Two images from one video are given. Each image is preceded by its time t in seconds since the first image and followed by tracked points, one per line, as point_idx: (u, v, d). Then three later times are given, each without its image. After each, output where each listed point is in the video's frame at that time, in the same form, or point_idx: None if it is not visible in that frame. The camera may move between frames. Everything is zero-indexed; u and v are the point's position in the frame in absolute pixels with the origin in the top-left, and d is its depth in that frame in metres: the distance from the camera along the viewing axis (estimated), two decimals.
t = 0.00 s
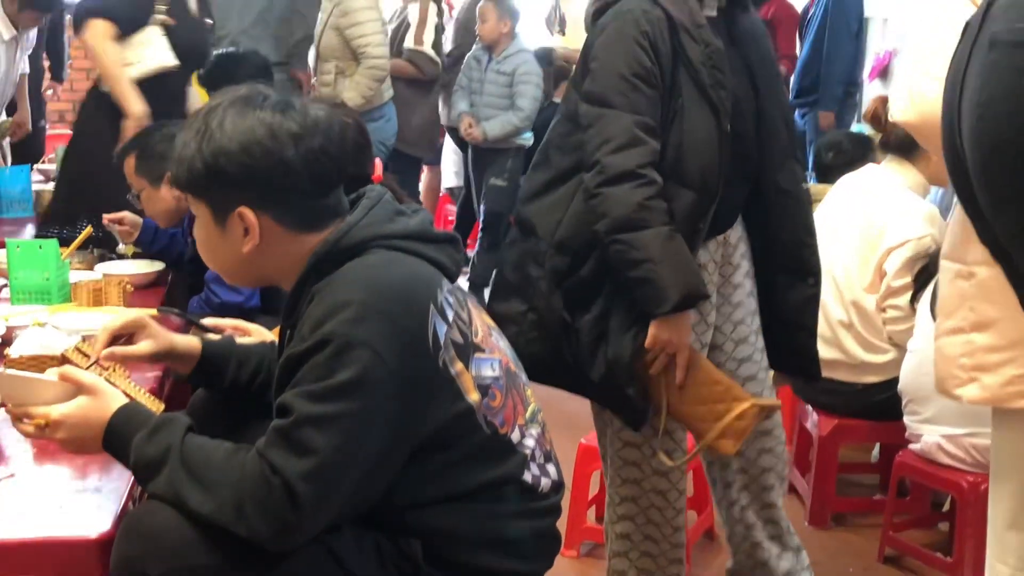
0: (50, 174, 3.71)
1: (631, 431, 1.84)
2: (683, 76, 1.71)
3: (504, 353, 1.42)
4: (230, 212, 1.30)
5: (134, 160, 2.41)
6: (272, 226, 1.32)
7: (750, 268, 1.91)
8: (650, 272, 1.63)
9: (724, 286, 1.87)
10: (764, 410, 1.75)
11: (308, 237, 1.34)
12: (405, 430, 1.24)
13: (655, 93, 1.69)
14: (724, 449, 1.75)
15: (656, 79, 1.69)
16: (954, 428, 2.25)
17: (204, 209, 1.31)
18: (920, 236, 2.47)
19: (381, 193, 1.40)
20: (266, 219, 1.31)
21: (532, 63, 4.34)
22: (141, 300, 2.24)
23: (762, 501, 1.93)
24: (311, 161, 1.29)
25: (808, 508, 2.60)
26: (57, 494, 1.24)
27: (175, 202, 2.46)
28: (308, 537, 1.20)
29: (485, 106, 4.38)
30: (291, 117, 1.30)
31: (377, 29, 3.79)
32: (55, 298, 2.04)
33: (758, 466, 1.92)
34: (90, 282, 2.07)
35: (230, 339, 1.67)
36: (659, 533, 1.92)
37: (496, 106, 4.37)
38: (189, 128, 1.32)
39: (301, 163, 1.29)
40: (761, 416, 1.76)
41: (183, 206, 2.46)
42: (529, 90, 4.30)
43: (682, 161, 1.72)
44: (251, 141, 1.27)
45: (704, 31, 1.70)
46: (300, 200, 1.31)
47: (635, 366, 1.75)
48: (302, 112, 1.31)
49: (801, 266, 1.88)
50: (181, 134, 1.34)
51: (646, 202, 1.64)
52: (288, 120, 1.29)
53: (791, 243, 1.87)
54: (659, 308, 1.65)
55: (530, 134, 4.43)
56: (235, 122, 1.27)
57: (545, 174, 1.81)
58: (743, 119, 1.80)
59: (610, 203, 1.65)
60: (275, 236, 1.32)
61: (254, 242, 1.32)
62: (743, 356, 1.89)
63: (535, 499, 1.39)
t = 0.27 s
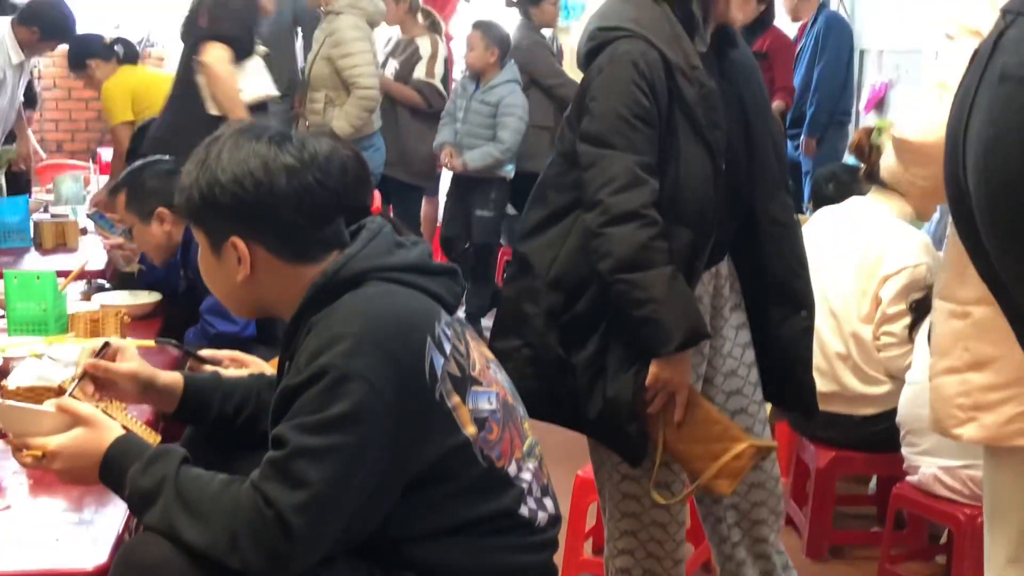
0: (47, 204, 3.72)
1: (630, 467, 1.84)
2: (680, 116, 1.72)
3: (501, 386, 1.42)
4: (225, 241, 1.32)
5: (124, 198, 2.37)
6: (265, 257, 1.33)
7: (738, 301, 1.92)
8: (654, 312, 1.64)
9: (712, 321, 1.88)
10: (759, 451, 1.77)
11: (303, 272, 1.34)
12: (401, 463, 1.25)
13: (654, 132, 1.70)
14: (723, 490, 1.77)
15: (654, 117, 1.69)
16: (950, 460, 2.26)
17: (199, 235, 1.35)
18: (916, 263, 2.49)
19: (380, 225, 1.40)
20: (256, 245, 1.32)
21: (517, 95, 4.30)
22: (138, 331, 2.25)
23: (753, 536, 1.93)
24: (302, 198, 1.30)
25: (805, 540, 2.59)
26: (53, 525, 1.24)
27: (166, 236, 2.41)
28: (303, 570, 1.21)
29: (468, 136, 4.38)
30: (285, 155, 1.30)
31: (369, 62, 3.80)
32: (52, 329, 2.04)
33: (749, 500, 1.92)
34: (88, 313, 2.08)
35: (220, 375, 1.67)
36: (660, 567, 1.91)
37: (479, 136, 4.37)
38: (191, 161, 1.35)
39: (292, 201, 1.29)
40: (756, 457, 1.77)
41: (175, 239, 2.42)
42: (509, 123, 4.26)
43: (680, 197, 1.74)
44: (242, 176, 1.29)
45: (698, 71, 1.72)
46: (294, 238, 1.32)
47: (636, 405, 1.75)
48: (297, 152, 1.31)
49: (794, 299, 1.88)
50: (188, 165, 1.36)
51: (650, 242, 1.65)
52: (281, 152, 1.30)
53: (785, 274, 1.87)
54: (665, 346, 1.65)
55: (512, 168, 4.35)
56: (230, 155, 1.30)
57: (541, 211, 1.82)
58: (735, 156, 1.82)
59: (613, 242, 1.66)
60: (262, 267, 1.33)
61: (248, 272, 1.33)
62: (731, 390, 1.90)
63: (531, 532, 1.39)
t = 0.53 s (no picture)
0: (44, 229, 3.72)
1: (623, 494, 1.84)
2: (674, 145, 1.73)
3: (495, 415, 1.42)
4: (229, 254, 1.33)
5: (111, 231, 2.43)
6: (268, 275, 1.33)
7: (734, 330, 1.92)
8: (649, 341, 1.65)
9: (708, 349, 1.88)
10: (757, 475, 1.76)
11: (304, 293, 1.34)
12: (392, 492, 1.24)
13: (646, 161, 1.70)
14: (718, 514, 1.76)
15: (647, 147, 1.70)
16: (946, 487, 2.26)
17: (206, 248, 1.35)
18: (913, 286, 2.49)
19: (378, 252, 1.40)
20: (259, 260, 1.32)
21: (503, 122, 4.29)
22: (131, 358, 2.25)
23: (748, 566, 1.93)
24: (309, 219, 1.30)
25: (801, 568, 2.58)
26: (46, 552, 1.24)
27: (151, 269, 2.48)
28: None
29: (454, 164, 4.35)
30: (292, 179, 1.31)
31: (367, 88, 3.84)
32: (46, 357, 2.04)
33: (744, 530, 1.92)
34: (82, 341, 2.08)
35: (208, 403, 1.66)
36: None
37: (464, 164, 4.34)
38: (203, 176, 1.36)
39: (300, 222, 1.30)
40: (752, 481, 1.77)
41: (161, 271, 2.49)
42: (496, 150, 4.26)
43: (675, 225, 1.74)
44: (255, 192, 1.30)
45: (693, 101, 1.73)
46: (297, 259, 1.32)
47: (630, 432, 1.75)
48: (305, 176, 1.32)
49: (788, 331, 1.87)
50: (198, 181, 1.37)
51: (644, 270, 1.65)
52: (295, 176, 1.31)
53: (781, 304, 1.86)
54: (658, 375, 1.66)
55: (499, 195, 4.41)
56: (243, 172, 1.31)
57: (535, 238, 1.83)
58: (731, 185, 1.83)
59: (607, 269, 1.67)
60: (265, 285, 1.33)
61: (250, 289, 1.34)
62: (728, 418, 1.90)
63: (524, 562, 1.38)
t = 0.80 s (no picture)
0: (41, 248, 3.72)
1: (618, 514, 1.84)
2: (670, 164, 1.74)
3: (493, 434, 1.42)
4: (228, 271, 1.33)
5: (103, 259, 2.46)
6: (267, 293, 1.33)
7: (741, 348, 1.92)
8: (635, 359, 1.64)
9: (713, 368, 1.88)
10: (743, 502, 1.79)
11: (301, 310, 1.35)
12: (385, 511, 1.24)
13: (642, 179, 1.71)
14: (705, 538, 1.79)
15: (643, 166, 1.71)
16: (945, 506, 2.25)
17: (205, 268, 1.35)
18: (906, 302, 2.49)
19: (376, 271, 1.40)
20: (255, 280, 1.32)
21: (486, 139, 4.34)
22: (127, 377, 2.24)
23: None
24: (306, 238, 1.31)
25: None
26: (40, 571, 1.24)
27: (145, 292, 2.51)
28: None
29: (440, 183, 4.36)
30: (290, 198, 1.31)
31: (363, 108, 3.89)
32: (43, 376, 2.03)
33: (750, 550, 1.92)
34: (79, 360, 2.08)
35: (204, 422, 1.66)
36: None
37: (449, 181, 4.36)
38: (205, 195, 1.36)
39: (297, 241, 1.30)
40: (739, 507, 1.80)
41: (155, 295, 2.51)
42: (482, 166, 4.30)
43: (671, 243, 1.74)
44: (251, 212, 1.30)
45: (690, 119, 1.74)
46: (294, 277, 1.32)
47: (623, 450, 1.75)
48: (306, 194, 1.32)
49: (796, 347, 1.89)
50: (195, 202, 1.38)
51: (634, 288, 1.65)
52: (291, 196, 1.31)
53: (785, 319, 1.87)
54: (645, 394, 1.65)
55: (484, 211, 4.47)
56: (241, 191, 1.31)
57: (535, 257, 1.83)
58: (733, 202, 1.83)
59: (597, 289, 1.67)
60: (263, 301, 1.34)
61: (250, 305, 1.34)
62: (734, 438, 1.89)
63: None
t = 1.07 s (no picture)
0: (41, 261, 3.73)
1: (617, 528, 1.84)
2: (670, 177, 1.74)
3: (492, 448, 1.41)
4: (229, 282, 1.33)
5: (102, 274, 2.47)
6: (268, 305, 1.34)
7: (743, 362, 1.93)
8: (632, 373, 1.64)
9: (715, 382, 1.89)
10: (741, 518, 1.75)
11: (301, 321, 1.35)
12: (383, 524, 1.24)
13: (641, 193, 1.72)
14: (701, 554, 1.76)
15: (642, 180, 1.71)
16: (946, 520, 2.24)
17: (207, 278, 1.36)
18: (903, 314, 2.48)
19: (375, 284, 1.41)
20: (258, 292, 1.33)
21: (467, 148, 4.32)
22: (126, 389, 2.25)
23: None
24: (306, 250, 1.31)
25: None
26: None
27: (145, 305, 2.51)
28: None
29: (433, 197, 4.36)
30: (292, 210, 1.32)
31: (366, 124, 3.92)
32: (42, 389, 2.04)
33: (751, 565, 1.92)
34: (78, 373, 2.08)
35: (204, 435, 1.66)
36: None
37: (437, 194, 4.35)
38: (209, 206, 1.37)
39: (296, 253, 1.31)
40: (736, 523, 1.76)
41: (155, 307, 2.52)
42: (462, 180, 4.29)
43: (671, 257, 1.74)
44: (253, 223, 1.30)
45: (690, 133, 1.74)
46: (292, 288, 1.32)
47: (621, 465, 1.75)
48: (308, 207, 1.33)
49: (798, 362, 1.89)
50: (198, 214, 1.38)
51: (631, 302, 1.65)
52: (292, 208, 1.32)
53: (787, 333, 1.87)
54: (641, 409, 1.65)
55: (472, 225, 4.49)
56: (244, 203, 1.32)
57: (536, 270, 1.83)
58: (734, 216, 1.83)
59: (596, 302, 1.67)
60: (263, 312, 1.34)
61: (251, 316, 1.35)
62: (735, 452, 1.90)
63: None
